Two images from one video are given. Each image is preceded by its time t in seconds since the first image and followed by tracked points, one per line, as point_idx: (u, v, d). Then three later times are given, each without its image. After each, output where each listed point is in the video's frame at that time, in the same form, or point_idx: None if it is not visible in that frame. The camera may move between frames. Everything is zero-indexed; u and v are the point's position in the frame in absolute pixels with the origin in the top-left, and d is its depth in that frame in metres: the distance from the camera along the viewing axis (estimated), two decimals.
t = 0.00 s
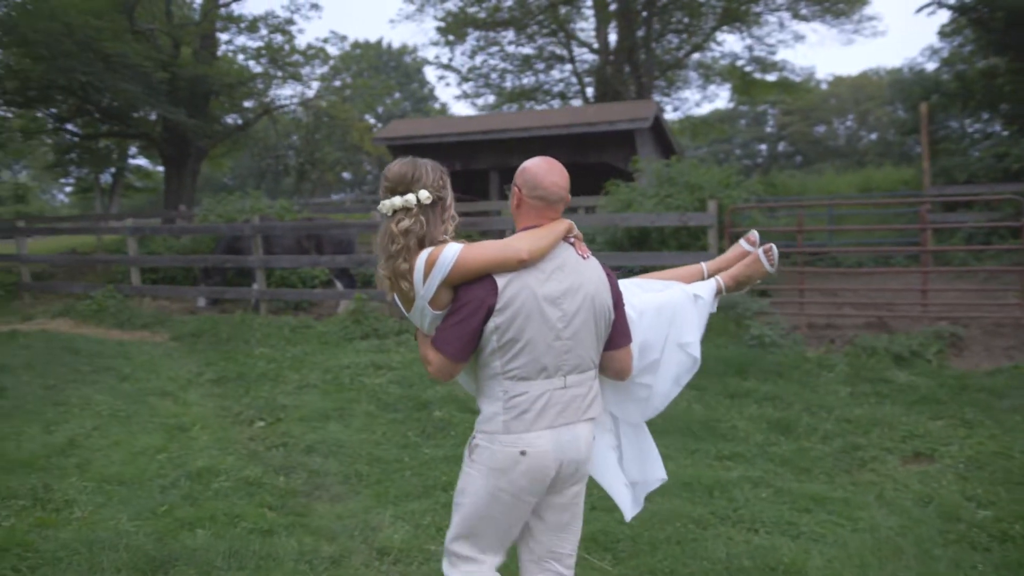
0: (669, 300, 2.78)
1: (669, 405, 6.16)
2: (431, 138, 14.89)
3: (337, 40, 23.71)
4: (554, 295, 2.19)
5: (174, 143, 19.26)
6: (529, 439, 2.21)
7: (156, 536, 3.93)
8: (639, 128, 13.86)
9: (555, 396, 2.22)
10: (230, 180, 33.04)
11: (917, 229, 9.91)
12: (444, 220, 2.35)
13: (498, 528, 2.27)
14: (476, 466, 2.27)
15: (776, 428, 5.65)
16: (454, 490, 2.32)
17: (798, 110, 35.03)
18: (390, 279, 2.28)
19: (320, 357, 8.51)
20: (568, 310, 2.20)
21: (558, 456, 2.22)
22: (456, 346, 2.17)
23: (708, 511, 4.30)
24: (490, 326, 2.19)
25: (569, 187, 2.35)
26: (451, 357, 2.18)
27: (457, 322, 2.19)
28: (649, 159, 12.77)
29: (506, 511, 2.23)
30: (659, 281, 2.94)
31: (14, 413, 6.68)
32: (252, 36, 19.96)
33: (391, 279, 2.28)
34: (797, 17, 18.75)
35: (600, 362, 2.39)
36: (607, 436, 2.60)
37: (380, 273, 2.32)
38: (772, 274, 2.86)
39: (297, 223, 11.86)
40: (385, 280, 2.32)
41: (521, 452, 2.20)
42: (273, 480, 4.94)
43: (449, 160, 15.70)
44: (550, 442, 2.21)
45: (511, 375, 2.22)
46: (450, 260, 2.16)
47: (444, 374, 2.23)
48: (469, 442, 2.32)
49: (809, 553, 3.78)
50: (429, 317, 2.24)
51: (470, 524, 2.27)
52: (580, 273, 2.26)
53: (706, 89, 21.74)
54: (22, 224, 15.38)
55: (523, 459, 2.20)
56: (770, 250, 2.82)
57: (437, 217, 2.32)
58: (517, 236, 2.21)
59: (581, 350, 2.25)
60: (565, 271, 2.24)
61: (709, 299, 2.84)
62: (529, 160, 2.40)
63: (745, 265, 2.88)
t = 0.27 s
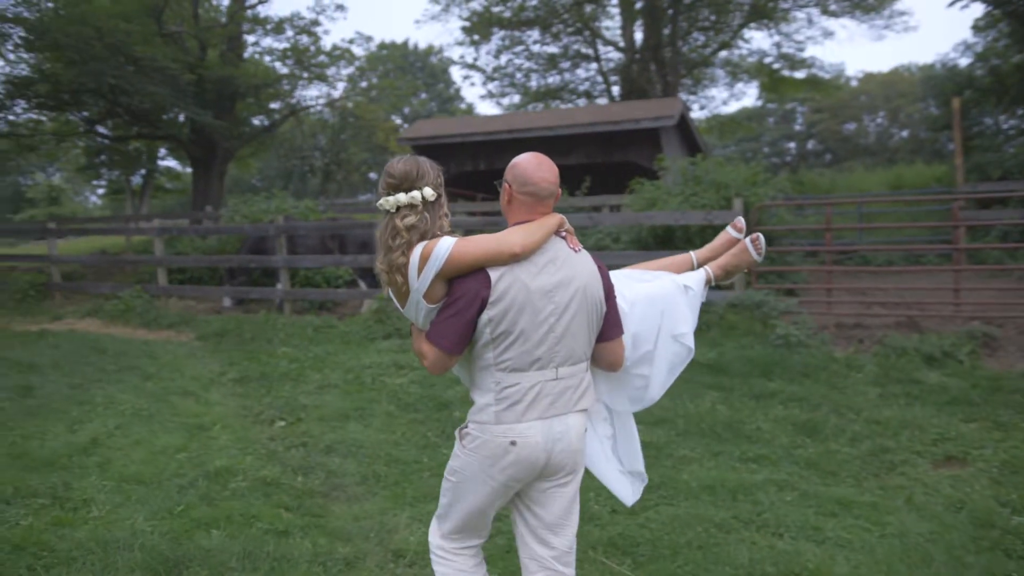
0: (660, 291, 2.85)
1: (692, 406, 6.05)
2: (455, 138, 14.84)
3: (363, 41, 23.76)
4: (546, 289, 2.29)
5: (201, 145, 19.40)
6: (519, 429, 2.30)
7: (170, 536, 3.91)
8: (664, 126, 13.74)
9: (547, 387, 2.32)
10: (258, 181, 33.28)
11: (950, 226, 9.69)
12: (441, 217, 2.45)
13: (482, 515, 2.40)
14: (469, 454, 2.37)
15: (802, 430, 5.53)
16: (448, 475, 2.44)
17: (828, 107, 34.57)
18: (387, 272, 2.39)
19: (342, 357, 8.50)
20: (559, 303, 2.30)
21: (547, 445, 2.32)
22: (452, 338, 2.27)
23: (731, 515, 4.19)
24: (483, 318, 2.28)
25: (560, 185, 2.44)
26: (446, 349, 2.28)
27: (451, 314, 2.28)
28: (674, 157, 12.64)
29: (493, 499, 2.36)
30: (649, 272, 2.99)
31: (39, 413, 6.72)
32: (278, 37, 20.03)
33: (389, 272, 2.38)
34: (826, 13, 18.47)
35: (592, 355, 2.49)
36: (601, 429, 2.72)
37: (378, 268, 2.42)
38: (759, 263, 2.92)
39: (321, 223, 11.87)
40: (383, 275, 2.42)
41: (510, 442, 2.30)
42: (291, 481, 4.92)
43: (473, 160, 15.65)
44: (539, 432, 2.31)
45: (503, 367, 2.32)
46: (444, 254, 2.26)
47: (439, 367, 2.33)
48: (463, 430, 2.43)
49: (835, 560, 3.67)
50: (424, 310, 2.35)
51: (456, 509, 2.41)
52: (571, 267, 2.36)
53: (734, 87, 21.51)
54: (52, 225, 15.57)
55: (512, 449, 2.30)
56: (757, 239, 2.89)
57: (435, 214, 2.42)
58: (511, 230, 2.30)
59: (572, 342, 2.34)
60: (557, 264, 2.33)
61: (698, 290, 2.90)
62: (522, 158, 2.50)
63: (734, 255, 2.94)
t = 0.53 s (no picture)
0: (650, 290, 2.82)
1: (718, 407, 5.94)
2: (480, 137, 14.76)
3: (389, 42, 23.80)
4: (539, 292, 2.26)
5: (228, 146, 19.55)
6: (509, 429, 2.27)
7: (187, 535, 3.88)
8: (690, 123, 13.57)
9: (537, 388, 2.29)
10: (286, 182, 33.51)
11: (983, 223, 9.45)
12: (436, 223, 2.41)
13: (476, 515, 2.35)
14: (460, 454, 2.35)
15: (831, 432, 5.39)
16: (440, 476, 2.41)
17: (859, 104, 34.08)
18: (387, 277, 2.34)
19: (365, 356, 8.46)
20: (551, 305, 2.28)
21: (538, 445, 2.29)
22: (447, 341, 2.24)
23: (756, 518, 4.08)
24: (476, 321, 2.26)
25: (552, 188, 2.42)
26: (440, 352, 2.25)
27: (446, 317, 2.25)
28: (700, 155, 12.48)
29: (485, 498, 2.31)
30: (641, 270, 2.96)
31: (64, 412, 6.76)
32: (305, 39, 20.10)
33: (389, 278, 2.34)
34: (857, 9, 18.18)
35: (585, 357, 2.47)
36: (600, 417, 2.72)
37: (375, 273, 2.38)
38: (751, 261, 2.83)
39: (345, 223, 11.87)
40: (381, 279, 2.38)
41: (501, 441, 2.27)
42: (311, 481, 4.89)
43: (498, 159, 15.59)
44: (529, 432, 2.28)
45: (494, 367, 2.29)
46: (440, 259, 2.23)
47: (434, 369, 2.30)
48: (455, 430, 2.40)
49: (863, 566, 3.56)
50: (420, 313, 2.32)
51: (450, 508, 2.39)
52: (565, 269, 2.32)
53: (762, 85, 21.26)
54: (84, 226, 15.77)
55: (503, 449, 2.27)
56: (748, 238, 2.80)
57: (432, 220, 2.38)
58: (504, 235, 2.27)
59: (564, 343, 2.32)
60: (550, 267, 2.30)
61: (691, 287, 2.87)
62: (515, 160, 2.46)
63: (725, 252, 2.87)
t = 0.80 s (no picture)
0: (640, 295, 2.81)
1: (745, 409, 5.80)
2: (506, 136, 14.68)
3: (416, 42, 23.80)
4: (526, 302, 2.27)
5: (256, 147, 19.65)
6: (493, 433, 2.29)
7: (202, 536, 3.85)
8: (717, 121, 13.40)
9: (523, 394, 2.30)
10: (315, 182, 33.70)
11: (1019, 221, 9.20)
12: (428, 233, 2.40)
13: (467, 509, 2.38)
14: (449, 456, 2.37)
15: (862, 434, 5.24)
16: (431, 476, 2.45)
17: (892, 100, 33.50)
18: (378, 290, 2.36)
19: (388, 356, 8.43)
20: (538, 315, 2.29)
21: (521, 449, 2.29)
22: (435, 348, 2.26)
23: (783, 523, 3.96)
24: (464, 329, 2.28)
25: (541, 196, 2.41)
26: (428, 358, 2.28)
27: (435, 327, 2.27)
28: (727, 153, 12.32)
29: (473, 495, 2.34)
30: (635, 275, 2.97)
31: (89, 412, 6.79)
32: (331, 40, 20.17)
33: (380, 290, 2.35)
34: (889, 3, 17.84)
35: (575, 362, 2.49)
36: (592, 415, 2.74)
37: (366, 285, 2.38)
38: (744, 270, 2.79)
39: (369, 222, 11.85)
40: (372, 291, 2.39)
41: (484, 444, 2.29)
42: (329, 481, 4.84)
43: (524, 157, 15.52)
44: (513, 436, 2.28)
45: (481, 373, 2.31)
46: (430, 273, 2.24)
47: (425, 375, 2.34)
48: (445, 433, 2.43)
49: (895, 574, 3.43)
50: (411, 322, 2.34)
51: (444, 505, 2.42)
52: (553, 279, 2.33)
53: (792, 82, 20.96)
54: (114, 227, 15.93)
55: (486, 451, 2.29)
56: (741, 246, 2.75)
57: (423, 231, 2.38)
58: (493, 245, 2.27)
59: (550, 351, 2.32)
60: (537, 276, 2.31)
61: (682, 294, 2.85)
62: (505, 168, 2.45)
63: (718, 259, 2.84)
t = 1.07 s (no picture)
0: (633, 296, 2.92)
1: (771, 412, 5.67)
2: (530, 135, 14.56)
3: (442, 42, 23.78)
4: (512, 298, 2.33)
5: (282, 148, 19.72)
6: (480, 426, 2.37)
7: (216, 540, 3.81)
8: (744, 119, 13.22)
9: (510, 389, 2.37)
10: (342, 184, 33.80)
11: None
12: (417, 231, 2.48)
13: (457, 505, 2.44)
14: (439, 446, 2.47)
15: (893, 439, 5.09)
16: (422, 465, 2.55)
17: (924, 97, 32.88)
18: (368, 288, 2.44)
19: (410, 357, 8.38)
20: (525, 312, 2.35)
21: (508, 443, 2.37)
22: (424, 342, 2.35)
23: (809, 531, 3.84)
24: (452, 325, 2.36)
25: (529, 196, 2.48)
26: (418, 352, 2.37)
27: (424, 322, 2.37)
28: (753, 151, 12.17)
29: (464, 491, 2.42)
30: (629, 276, 3.07)
31: (112, 412, 6.81)
32: (357, 41, 20.20)
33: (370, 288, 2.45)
34: None
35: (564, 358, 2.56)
36: (578, 418, 2.83)
37: (357, 283, 2.48)
38: (737, 272, 2.92)
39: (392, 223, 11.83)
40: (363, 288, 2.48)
41: (472, 436, 2.37)
42: (347, 484, 4.79)
43: (548, 156, 15.41)
44: (500, 430, 2.36)
45: (469, 368, 2.39)
46: (418, 270, 2.32)
47: (416, 368, 2.43)
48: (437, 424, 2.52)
49: None
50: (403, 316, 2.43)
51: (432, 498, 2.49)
52: (540, 277, 2.39)
53: (822, 79, 20.64)
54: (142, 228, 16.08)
55: (473, 444, 2.37)
56: (735, 249, 2.89)
57: (411, 229, 2.46)
58: (480, 243, 2.35)
59: (537, 347, 2.39)
60: (526, 274, 2.37)
61: (673, 296, 2.96)
62: (493, 168, 2.52)
63: (712, 262, 2.95)
